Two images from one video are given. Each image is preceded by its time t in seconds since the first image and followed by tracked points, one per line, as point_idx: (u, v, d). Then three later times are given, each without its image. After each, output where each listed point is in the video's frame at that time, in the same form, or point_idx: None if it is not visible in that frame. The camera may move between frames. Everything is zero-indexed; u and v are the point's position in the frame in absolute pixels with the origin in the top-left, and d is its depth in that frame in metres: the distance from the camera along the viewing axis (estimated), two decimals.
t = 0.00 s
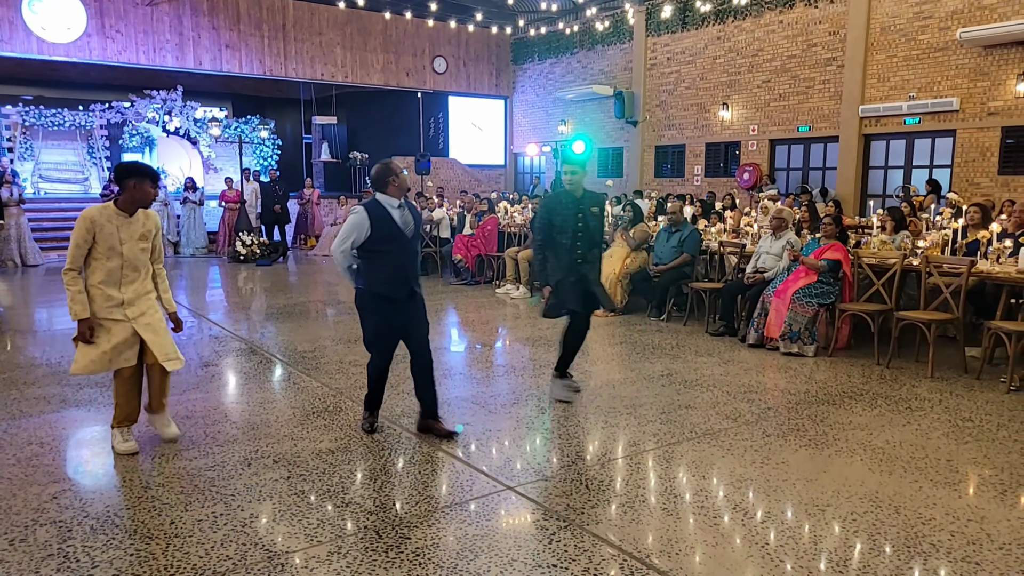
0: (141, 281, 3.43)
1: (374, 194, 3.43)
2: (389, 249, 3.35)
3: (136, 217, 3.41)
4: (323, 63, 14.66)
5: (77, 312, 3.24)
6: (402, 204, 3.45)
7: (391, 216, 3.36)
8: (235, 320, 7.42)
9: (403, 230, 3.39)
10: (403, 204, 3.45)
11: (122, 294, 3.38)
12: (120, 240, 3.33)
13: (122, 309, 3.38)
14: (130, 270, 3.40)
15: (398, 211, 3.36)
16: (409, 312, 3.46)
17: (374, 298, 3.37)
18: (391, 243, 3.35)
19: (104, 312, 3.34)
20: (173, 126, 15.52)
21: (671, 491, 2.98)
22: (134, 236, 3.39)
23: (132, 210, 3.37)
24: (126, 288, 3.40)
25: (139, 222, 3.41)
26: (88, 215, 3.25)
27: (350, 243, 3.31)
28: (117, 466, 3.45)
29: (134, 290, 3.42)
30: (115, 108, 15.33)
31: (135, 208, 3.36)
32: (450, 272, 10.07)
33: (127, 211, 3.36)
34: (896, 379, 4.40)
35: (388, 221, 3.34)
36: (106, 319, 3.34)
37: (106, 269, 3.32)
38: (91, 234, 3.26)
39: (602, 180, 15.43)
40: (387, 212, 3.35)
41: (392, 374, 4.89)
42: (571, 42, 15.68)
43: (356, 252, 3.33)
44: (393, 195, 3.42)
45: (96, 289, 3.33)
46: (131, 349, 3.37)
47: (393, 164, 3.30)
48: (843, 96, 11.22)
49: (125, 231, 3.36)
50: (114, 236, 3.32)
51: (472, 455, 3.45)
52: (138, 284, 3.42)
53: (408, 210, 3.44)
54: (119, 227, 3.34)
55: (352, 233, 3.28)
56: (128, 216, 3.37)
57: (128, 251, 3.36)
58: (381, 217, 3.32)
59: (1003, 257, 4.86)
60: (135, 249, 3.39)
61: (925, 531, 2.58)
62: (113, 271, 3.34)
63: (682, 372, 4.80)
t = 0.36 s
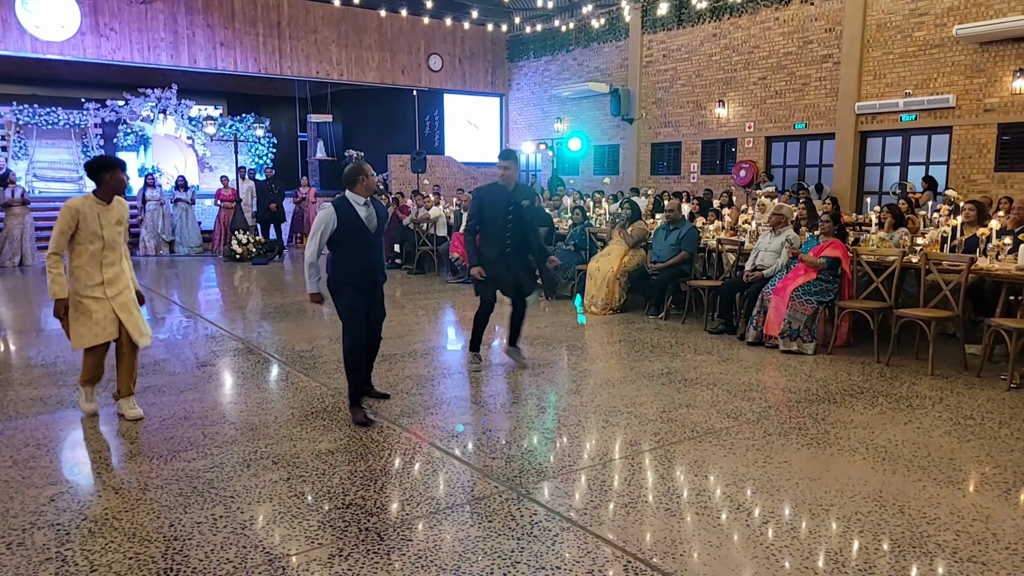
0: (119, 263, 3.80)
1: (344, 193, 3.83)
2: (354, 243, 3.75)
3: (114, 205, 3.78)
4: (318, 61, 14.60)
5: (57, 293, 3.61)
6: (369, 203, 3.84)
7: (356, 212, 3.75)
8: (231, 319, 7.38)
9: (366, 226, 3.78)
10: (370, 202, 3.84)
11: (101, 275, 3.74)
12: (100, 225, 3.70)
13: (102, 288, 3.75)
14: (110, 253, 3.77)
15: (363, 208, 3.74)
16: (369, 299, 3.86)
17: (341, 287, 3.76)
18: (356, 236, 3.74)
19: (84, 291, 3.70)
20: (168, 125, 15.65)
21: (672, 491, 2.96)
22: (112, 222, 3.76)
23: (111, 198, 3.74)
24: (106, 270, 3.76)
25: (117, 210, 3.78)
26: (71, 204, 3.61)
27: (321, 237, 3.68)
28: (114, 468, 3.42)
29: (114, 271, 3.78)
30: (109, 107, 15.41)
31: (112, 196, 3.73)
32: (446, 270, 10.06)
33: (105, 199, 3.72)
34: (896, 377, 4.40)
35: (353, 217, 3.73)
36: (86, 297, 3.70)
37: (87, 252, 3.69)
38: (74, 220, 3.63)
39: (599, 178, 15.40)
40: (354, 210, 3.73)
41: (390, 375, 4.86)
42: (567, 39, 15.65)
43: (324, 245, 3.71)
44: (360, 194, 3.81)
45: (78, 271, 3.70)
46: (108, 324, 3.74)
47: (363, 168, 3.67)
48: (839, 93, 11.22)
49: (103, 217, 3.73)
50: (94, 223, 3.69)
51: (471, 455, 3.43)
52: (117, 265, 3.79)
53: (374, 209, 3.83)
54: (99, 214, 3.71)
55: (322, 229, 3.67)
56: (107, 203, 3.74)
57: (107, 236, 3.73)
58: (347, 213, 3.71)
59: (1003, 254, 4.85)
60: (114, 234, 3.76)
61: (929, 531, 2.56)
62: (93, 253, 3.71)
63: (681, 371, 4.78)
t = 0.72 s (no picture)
0: (85, 244, 4.33)
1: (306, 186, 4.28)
2: (320, 232, 4.18)
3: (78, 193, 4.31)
4: (318, 57, 14.48)
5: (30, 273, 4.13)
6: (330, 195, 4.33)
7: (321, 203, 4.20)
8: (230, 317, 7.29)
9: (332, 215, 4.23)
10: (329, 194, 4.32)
11: (70, 255, 4.25)
12: (66, 211, 4.21)
13: (70, 269, 4.27)
14: (77, 236, 4.28)
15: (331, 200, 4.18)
16: (332, 284, 4.32)
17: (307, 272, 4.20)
18: (325, 225, 4.18)
19: (54, 270, 4.22)
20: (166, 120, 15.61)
21: (688, 499, 2.86)
22: (78, 208, 4.28)
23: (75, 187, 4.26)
24: (74, 252, 4.28)
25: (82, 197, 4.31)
26: (41, 193, 4.14)
27: (290, 226, 4.08)
28: (110, 473, 3.32)
29: (81, 253, 4.30)
30: (106, 102, 15.35)
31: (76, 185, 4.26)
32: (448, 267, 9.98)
33: (68, 187, 4.24)
34: (910, 378, 4.30)
35: (321, 207, 4.17)
36: (56, 276, 4.22)
37: (56, 235, 4.20)
38: (43, 207, 4.14)
39: (600, 175, 15.29)
40: (320, 201, 4.17)
41: (393, 376, 4.77)
42: (568, 34, 15.52)
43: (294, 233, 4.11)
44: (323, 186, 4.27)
45: (48, 253, 4.21)
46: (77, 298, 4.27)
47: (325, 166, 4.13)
48: (844, 89, 11.11)
49: (70, 204, 4.24)
50: (61, 209, 4.20)
51: (478, 461, 3.33)
52: (85, 246, 4.32)
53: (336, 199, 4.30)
54: (65, 201, 4.22)
55: (292, 218, 4.08)
56: (72, 191, 4.26)
57: (74, 220, 4.25)
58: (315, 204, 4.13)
59: (1019, 252, 4.75)
60: (79, 219, 4.29)
61: (958, 542, 2.46)
62: (62, 236, 4.22)
63: (690, 372, 4.67)
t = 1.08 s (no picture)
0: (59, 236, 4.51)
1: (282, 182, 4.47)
2: (291, 226, 4.37)
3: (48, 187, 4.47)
4: (317, 52, 14.32)
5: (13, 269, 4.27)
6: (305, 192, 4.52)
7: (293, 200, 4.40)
8: (229, 317, 7.16)
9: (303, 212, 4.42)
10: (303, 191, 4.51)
11: (46, 249, 4.45)
12: (39, 207, 4.40)
13: (47, 261, 4.45)
14: (51, 230, 4.46)
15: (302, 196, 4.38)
16: (301, 277, 4.52)
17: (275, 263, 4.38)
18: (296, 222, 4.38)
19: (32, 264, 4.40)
20: (165, 117, 15.27)
21: (709, 518, 2.72)
22: (49, 202, 4.46)
23: (46, 182, 4.42)
24: (48, 244, 4.46)
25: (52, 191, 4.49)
26: (15, 191, 4.29)
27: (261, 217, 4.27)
28: (104, 486, 3.17)
29: (55, 246, 4.49)
30: (104, 99, 15.16)
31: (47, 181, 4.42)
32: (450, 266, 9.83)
33: (40, 183, 4.40)
34: (930, 383, 4.16)
35: (293, 204, 4.36)
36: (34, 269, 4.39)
37: (32, 230, 4.39)
38: (18, 204, 4.31)
39: (603, 172, 15.13)
40: (294, 197, 4.37)
41: (398, 380, 4.64)
42: (570, 29, 15.35)
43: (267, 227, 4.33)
44: (298, 184, 4.47)
45: (24, 247, 4.38)
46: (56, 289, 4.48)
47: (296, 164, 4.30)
48: (851, 84, 10.96)
49: (42, 199, 4.42)
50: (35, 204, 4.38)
51: (488, 474, 3.20)
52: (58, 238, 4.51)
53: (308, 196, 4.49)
54: (38, 196, 4.39)
55: (263, 210, 4.27)
56: (42, 186, 4.43)
57: (47, 215, 4.44)
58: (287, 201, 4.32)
59: None
60: (52, 213, 4.46)
61: (1001, 565, 2.32)
62: (37, 231, 4.41)
63: (703, 377, 4.53)
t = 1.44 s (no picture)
0: (28, 234, 5.01)
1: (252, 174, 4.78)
2: (261, 217, 4.67)
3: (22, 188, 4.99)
4: (318, 49, 14.17)
5: None
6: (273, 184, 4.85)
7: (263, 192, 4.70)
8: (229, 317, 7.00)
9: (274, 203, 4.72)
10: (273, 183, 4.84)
11: (15, 244, 4.95)
12: (10, 205, 4.90)
13: (14, 254, 4.95)
14: (21, 227, 4.97)
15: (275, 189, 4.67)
16: (271, 268, 4.78)
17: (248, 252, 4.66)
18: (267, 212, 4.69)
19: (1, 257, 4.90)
20: (166, 114, 15.21)
21: (737, 536, 2.56)
22: (22, 202, 4.97)
23: (20, 184, 4.94)
24: (17, 240, 4.97)
25: (26, 193, 5.00)
26: None
27: (234, 207, 4.57)
28: (99, 498, 3.01)
29: (25, 242, 5.00)
30: (105, 95, 15.07)
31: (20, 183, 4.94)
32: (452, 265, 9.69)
33: (15, 184, 4.93)
34: (956, 390, 4.00)
35: (265, 195, 4.66)
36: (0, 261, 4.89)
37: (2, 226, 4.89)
38: None
39: (606, 169, 14.96)
40: (264, 188, 4.68)
41: (402, 384, 4.49)
42: (573, 24, 15.17)
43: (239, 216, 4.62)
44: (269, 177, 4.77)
45: None
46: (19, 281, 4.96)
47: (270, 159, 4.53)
48: (860, 80, 10.80)
49: (15, 198, 4.93)
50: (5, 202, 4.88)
51: (501, 485, 3.04)
52: (28, 235, 5.02)
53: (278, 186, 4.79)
54: (10, 196, 4.91)
55: (237, 200, 4.57)
56: (17, 188, 4.95)
57: (17, 214, 4.93)
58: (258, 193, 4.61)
59: None
60: (22, 211, 4.97)
61: None
62: (7, 227, 4.91)
63: (719, 382, 4.37)
